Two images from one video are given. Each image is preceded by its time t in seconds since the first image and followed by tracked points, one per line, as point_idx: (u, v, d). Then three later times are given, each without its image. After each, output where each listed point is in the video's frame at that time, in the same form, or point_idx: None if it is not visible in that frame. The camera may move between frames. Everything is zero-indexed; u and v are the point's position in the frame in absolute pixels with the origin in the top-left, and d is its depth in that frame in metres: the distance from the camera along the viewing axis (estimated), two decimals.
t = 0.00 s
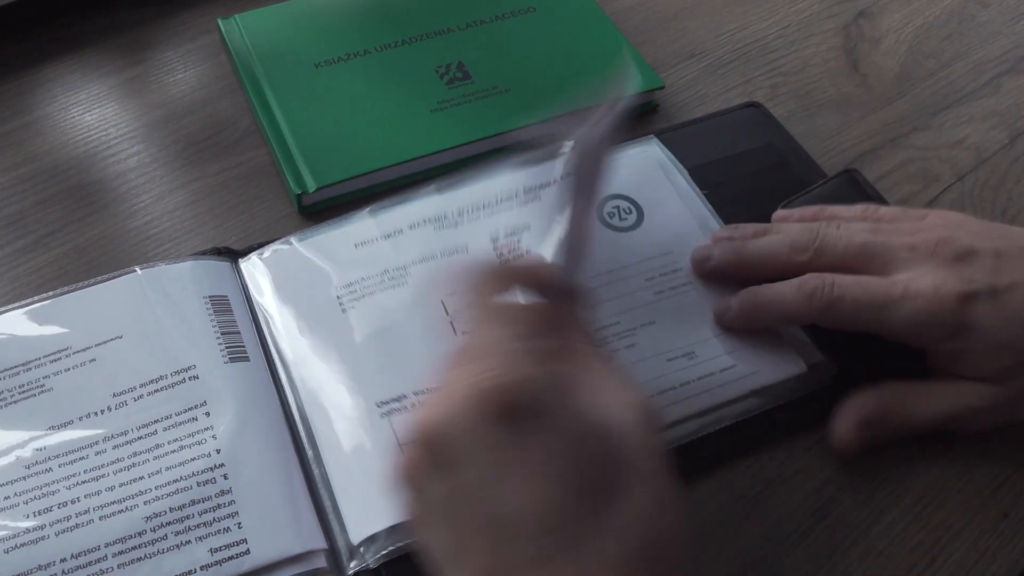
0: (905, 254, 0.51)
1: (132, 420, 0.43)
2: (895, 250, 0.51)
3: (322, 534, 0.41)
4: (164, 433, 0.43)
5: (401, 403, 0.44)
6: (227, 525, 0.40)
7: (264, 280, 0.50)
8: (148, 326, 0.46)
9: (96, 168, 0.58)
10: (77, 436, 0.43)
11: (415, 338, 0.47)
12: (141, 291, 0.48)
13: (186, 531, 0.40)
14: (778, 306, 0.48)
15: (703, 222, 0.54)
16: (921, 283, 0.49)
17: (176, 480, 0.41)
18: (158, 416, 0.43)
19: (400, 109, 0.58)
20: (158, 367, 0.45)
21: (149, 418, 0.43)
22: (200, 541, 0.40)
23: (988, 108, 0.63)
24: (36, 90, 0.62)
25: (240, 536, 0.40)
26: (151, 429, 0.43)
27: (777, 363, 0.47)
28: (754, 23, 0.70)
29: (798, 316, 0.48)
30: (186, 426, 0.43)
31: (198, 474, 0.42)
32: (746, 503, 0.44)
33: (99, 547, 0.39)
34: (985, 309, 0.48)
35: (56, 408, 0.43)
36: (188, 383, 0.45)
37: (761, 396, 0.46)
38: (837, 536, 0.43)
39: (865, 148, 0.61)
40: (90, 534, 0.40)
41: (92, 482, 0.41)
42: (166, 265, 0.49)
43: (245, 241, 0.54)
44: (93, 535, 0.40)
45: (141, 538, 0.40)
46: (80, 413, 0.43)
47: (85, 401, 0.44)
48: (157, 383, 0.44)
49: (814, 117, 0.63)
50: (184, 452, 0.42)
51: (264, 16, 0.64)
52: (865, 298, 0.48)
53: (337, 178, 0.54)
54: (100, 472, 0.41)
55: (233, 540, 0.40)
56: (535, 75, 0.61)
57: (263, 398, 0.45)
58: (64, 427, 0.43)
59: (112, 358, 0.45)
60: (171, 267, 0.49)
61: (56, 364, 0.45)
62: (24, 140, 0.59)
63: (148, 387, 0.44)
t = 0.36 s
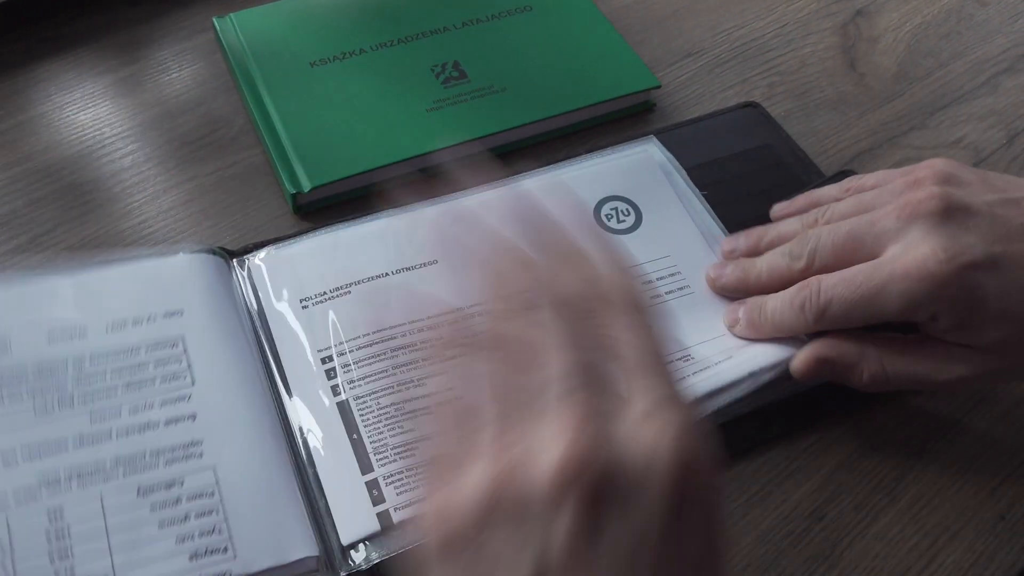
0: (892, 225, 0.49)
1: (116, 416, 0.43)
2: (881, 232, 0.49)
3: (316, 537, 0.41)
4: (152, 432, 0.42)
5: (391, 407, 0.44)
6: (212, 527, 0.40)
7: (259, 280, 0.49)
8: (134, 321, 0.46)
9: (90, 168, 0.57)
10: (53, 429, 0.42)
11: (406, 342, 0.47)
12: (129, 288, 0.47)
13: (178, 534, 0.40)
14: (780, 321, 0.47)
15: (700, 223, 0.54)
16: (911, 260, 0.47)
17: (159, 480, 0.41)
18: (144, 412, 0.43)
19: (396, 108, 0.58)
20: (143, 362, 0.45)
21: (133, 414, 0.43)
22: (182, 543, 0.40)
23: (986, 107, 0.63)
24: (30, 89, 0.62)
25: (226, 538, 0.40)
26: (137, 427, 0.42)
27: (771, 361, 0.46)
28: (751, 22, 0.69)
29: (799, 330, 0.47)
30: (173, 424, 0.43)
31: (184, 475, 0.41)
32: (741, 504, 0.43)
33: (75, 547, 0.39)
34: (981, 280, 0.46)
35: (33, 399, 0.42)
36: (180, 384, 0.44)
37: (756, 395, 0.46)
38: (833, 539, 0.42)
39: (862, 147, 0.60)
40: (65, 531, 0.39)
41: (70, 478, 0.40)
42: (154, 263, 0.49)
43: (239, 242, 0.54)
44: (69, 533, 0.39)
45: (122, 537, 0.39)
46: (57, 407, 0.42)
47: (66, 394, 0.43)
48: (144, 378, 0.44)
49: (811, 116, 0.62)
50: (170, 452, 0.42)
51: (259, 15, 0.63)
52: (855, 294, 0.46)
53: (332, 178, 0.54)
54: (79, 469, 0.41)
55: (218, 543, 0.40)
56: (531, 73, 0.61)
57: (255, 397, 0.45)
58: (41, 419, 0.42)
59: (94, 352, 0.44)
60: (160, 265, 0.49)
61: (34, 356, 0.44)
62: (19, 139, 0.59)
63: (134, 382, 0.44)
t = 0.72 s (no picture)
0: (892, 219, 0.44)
1: (117, 425, 0.43)
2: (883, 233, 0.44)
3: (316, 535, 0.41)
4: (151, 437, 0.43)
5: (392, 406, 0.44)
6: (212, 531, 0.40)
7: (260, 277, 0.49)
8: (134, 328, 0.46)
9: (91, 166, 0.57)
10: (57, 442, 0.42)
11: (407, 341, 0.47)
12: (129, 293, 0.47)
13: (178, 537, 0.40)
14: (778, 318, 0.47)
15: (704, 221, 0.53)
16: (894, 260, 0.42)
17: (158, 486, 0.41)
18: (144, 420, 0.43)
19: (397, 105, 0.58)
20: (143, 370, 0.45)
21: (133, 423, 0.43)
22: (182, 548, 0.40)
23: (987, 104, 0.63)
24: (32, 86, 0.62)
25: (225, 541, 0.40)
26: (137, 434, 0.43)
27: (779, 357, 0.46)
28: (752, 19, 0.69)
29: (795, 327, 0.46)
30: (173, 429, 0.43)
31: (183, 479, 0.42)
32: (742, 500, 0.43)
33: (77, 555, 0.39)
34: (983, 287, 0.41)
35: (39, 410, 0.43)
36: (179, 387, 0.44)
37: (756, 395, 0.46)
38: (835, 536, 0.42)
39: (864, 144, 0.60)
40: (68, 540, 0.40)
41: (73, 488, 0.41)
42: (153, 264, 0.49)
43: (240, 239, 0.54)
44: (72, 542, 0.40)
45: (124, 545, 0.40)
46: (60, 420, 0.43)
47: (71, 404, 0.43)
48: (144, 387, 0.44)
49: (812, 113, 0.62)
50: (169, 457, 0.42)
51: (260, 12, 0.63)
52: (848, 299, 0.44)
53: (333, 175, 0.54)
54: (81, 478, 0.41)
55: (218, 546, 0.40)
56: (532, 71, 0.61)
57: (254, 398, 0.44)
58: (46, 433, 0.43)
59: (96, 362, 0.45)
60: (159, 266, 0.49)
61: (37, 368, 0.44)
62: (20, 137, 0.59)
63: (134, 390, 0.44)
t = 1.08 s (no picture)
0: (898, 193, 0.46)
1: (115, 429, 0.43)
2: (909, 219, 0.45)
3: (315, 536, 0.41)
4: (150, 440, 0.43)
5: (390, 406, 0.45)
6: (210, 531, 0.40)
7: (259, 279, 0.49)
8: (132, 329, 0.46)
9: (92, 166, 0.58)
10: (55, 446, 0.42)
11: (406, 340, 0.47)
12: (126, 294, 0.47)
13: (177, 539, 0.40)
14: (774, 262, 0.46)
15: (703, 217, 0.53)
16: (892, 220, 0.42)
17: (156, 489, 0.41)
18: (141, 423, 0.43)
19: (397, 105, 0.58)
20: (140, 372, 0.45)
21: (131, 426, 0.43)
22: (181, 549, 0.40)
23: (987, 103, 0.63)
24: (33, 86, 0.62)
25: (223, 542, 0.40)
26: (135, 437, 0.43)
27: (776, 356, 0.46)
28: (752, 17, 0.69)
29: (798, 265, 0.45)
30: (171, 431, 0.43)
31: (181, 481, 0.42)
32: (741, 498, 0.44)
33: (76, 557, 0.39)
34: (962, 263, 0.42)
35: (38, 413, 0.43)
36: (177, 389, 0.44)
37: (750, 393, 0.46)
38: (833, 535, 0.43)
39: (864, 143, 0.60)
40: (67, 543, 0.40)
41: (72, 492, 0.41)
42: (150, 266, 0.49)
43: (241, 239, 0.54)
44: (71, 544, 0.40)
45: (123, 547, 0.40)
46: (58, 424, 0.43)
47: (69, 407, 0.44)
48: (142, 389, 0.44)
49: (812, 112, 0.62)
50: (168, 459, 0.42)
51: (261, 11, 0.64)
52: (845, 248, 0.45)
53: (334, 175, 0.54)
54: (80, 481, 0.41)
55: (217, 547, 0.40)
56: (532, 70, 0.61)
57: (252, 398, 0.45)
58: (46, 436, 0.43)
59: (92, 366, 0.45)
60: (154, 268, 0.49)
61: (35, 373, 0.44)
62: (21, 137, 0.59)
63: (132, 393, 0.44)
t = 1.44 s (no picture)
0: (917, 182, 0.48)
1: (115, 425, 0.43)
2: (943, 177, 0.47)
3: (316, 533, 0.41)
4: (150, 437, 0.43)
5: (388, 399, 0.44)
6: (211, 527, 0.40)
7: (259, 276, 0.49)
8: (133, 326, 0.46)
9: (92, 163, 0.58)
10: (57, 442, 0.42)
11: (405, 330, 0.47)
12: (127, 291, 0.47)
13: (177, 535, 0.40)
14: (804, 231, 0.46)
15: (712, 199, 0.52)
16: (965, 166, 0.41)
17: (157, 485, 0.41)
18: (142, 419, 0.43)
19: (398, 102, 0.58)
20: (140, 369, 0.45)
21: (132, 422, 0.43)
22: (182, 545, 0.40)
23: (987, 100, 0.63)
24: (34, 84, 0.62)
25: (224, 538, 0.40)
26: (136, 434, 0.43)
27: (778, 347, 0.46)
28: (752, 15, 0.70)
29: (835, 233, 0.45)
30: (172, 428, 0.43)
31: (182, 477, 0.42)
32: (741, 494, 0.44)
33: (77, 553, 0.39)
34: None
35: (39, 410, 0.43)
36: (178, 387, 0.44)
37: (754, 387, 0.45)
38: (834, 530, 0.43)
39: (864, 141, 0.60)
40: (69, 538, 0.40)
41: (74, 487, 0.41)
42: (150, 264, 0.49)
43: (242, 237, 0.54)
44: (72, 540, 0.40)
45: (124, 543, 0.40)
46: (59, 420, 0.43)
47: (70, 404, 0.44)
48: (143, 386, 0.44)
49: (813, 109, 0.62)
50: (168, 456, 0.42)
51: (261, 9, 0.64)
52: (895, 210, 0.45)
53: (335, 172, 0.54)
54: (81, 477, 0.41)
55: (218, 543, 0.40)
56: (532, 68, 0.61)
57: (253, 395, 0.45)
58: (46, 434, 0.43)
59: (93, 363, 0.45)
60: (154, 266, 0.49)
61: (36, 369, 0.44)
62: (22, 135, 0.59)
63: (133, 390, 0.44)
